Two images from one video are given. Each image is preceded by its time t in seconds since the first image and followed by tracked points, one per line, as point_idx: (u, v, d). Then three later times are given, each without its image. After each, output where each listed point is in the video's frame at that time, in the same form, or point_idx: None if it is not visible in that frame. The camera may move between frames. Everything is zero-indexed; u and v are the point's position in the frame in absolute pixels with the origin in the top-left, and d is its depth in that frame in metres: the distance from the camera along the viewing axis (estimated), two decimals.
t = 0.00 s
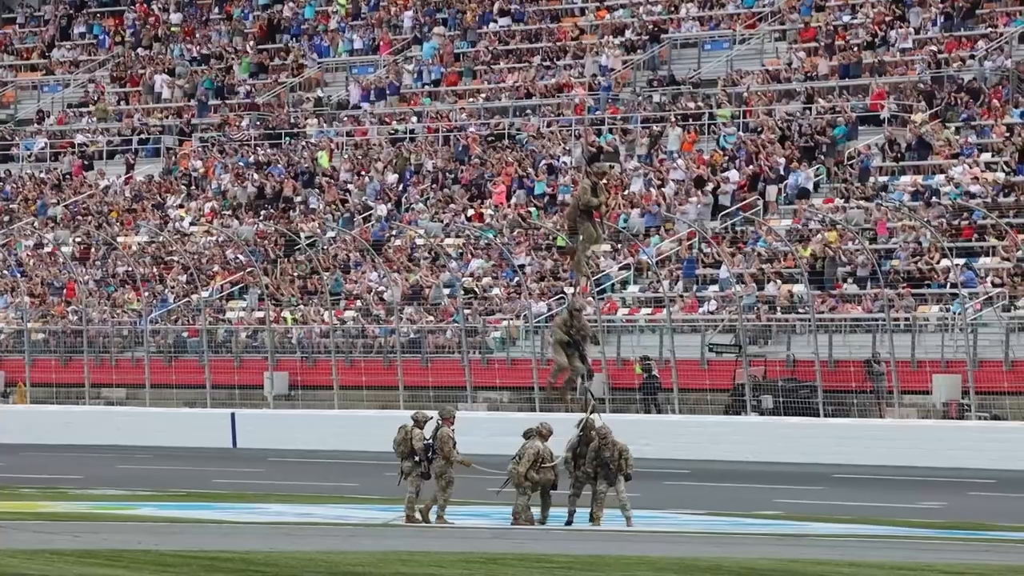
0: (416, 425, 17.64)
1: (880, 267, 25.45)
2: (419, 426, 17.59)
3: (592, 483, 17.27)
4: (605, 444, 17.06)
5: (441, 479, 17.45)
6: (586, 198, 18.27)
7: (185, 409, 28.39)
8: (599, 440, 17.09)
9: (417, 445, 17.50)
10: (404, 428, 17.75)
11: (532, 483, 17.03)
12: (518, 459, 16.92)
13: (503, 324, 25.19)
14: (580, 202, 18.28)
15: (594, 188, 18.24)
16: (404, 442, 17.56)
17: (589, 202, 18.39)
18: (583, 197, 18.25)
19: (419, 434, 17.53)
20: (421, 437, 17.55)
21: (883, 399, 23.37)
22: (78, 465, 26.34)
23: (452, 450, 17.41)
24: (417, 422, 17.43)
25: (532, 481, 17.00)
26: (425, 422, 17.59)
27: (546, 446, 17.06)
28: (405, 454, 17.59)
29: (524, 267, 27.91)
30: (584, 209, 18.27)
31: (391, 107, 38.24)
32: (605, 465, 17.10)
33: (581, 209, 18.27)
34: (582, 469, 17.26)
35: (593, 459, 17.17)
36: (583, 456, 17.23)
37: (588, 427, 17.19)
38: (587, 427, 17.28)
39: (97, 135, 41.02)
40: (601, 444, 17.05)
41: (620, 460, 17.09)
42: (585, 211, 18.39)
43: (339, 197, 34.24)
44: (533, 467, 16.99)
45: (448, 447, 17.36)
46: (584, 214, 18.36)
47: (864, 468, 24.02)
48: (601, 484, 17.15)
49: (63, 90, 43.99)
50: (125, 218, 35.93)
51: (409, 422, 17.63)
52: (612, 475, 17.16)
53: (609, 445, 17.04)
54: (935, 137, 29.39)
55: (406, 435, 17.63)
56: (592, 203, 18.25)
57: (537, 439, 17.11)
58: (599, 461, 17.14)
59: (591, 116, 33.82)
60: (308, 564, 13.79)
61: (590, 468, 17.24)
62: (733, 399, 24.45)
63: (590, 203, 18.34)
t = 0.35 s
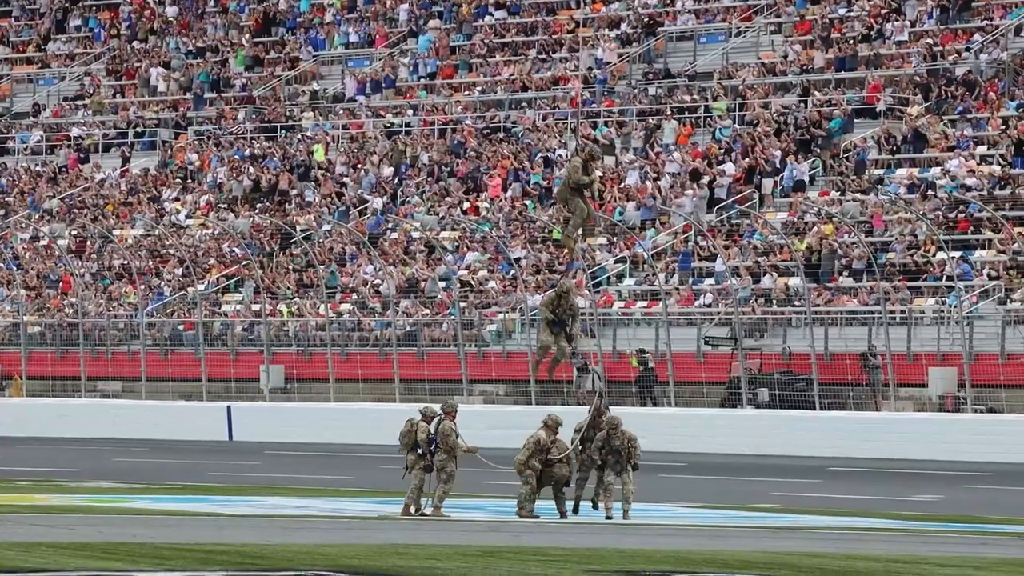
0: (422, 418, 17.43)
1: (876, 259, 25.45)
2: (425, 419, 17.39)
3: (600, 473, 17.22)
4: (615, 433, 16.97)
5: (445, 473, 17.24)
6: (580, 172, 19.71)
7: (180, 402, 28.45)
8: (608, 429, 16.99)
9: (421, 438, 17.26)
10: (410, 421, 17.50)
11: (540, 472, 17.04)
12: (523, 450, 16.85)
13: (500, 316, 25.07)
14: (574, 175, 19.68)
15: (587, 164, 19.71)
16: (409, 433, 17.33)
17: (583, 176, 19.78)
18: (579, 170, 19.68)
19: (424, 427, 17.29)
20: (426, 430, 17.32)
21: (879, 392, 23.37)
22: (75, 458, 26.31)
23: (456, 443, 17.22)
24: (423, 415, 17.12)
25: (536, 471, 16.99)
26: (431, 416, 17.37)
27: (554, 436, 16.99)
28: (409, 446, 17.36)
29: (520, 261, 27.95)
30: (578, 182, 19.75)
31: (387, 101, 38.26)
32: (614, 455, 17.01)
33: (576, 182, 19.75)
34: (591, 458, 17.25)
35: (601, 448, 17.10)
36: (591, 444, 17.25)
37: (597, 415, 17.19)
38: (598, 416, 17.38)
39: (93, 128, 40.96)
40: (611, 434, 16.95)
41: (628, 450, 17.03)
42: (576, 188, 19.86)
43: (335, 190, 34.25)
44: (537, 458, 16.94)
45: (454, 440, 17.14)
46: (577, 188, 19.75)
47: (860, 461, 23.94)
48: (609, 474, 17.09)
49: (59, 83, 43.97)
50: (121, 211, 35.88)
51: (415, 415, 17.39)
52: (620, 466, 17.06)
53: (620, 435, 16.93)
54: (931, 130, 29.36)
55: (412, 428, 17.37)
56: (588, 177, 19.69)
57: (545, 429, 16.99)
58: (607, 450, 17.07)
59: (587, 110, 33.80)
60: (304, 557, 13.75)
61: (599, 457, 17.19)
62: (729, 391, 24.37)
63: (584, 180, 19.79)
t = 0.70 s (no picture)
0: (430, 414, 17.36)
1: (880, 256, 25.45)
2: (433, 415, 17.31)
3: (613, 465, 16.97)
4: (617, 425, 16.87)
5: (455, 468, 17.12)
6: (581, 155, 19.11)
7: (183, 398, 28.47)
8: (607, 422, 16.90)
9: (427, 433, 17.22)
10: (419, 416, 17.46)
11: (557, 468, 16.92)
12: (536, 453, 16.70)
13: (503, 314, 25.18)
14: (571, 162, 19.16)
15: (586, 150, 19.15)
16: (416, 430, 17.35)
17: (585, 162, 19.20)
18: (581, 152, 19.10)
19: (431, 422, 17.19)
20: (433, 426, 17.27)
21: (882, 390, 23.34)
22: (78, 454, 26.30)
23: (463, 440, 17.04)
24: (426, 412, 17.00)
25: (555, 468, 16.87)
26: (438, 412, 17.21)
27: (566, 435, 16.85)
28: (418, 442, 17.36)
29: (523, 257, 27.97)
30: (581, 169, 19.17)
31: (390, 97, 38.27)
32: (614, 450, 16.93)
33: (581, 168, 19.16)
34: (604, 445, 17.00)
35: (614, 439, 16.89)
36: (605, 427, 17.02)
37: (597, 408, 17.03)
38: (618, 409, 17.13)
39: (97, 124, 40.96)
40: (612, 426, 16.86)
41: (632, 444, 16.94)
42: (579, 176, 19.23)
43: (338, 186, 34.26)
44: (551, 457, 16.83)
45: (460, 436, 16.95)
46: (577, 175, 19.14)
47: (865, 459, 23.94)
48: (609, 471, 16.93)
49: (63, 79, 44.00)
50: (124, 207, 35.88)
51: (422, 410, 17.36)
52: (619, 459, 16.96)
53: (620, 427, 16.84)
54: (934, 127, 29.34)
55: (420, 423, 17.34)
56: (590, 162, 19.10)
57: (556, 427, 16.89)
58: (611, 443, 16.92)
59: (590, 107, 33.87)
60: (306, 554, 13.73)
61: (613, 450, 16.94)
62: (732, 390, 24.45)
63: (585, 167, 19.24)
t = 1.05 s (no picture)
0: (442, 421, 17.17)
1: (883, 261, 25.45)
2: (446, 422, 17.14)
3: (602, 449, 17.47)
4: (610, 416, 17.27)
5: (472, 473, 17.01)
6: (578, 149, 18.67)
7: (186, 403, 28.45)
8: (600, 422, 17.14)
9: (441, 441, 17.04)
10: (431, 423, 17.27)
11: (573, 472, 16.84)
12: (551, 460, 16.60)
13: (506, 317, 25.02)
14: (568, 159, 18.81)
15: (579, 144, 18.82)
16: (428, 437, 17.13)
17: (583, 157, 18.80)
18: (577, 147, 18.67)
19: (445, 429, 17.03)
20: (447, 433, 17.10)
21: (885, 394, 23.37)
22: (81, 458, 26.32)
23: (481, 444, 16.96)
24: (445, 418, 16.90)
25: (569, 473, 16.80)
26: (452, 418, 17.11)
27: (578, 439, 16.82)
28: (429, 449, 17.18)
29: (525, 262, 28.01)
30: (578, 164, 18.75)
31: (393, 101, 38.26)
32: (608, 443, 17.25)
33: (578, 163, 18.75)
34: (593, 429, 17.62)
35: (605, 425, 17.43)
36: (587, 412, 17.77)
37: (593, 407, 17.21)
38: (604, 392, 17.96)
39: (99, 129, 40.98)
40: (606, 426, 17.08)
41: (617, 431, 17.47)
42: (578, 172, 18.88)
43: (341, 191, 34.28)
44: (566, 462, 16.74)
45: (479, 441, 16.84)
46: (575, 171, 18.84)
47: (865, 463, 23.89)
48: (602, 468, 17.13)
49: (65, 83, 43.98)
50: (127, 211, 35.91)
51: (434, 418, 17.15)
52: (613, 456, 17.23)
53: (613, 427, 17.09)
54: (936, 132, 29.35)
55: (432, 430, 17.14)
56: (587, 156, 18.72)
57: (566, 432, 16.80)
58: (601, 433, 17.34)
59: (592, 110, 33.87)
60: (309, 558, 13.76)
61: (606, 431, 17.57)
62: (735, 394, 24.42)
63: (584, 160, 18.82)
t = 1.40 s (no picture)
0: (457, 433, 17.12)
1: (886, 275, 25.45)
2: (460, 435, 17.07)
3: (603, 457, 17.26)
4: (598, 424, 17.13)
5: (481, 486, 16.92)
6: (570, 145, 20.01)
7: (190, 416, 28.43)
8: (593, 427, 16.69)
9: (455, 454, 16.99)
10: (446, 436, 17.22)
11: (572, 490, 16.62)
12: (546, 480, 16.50)
13: (509, 331, 25.03)
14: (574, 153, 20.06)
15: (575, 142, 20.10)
16: (443, 449, 17.09)
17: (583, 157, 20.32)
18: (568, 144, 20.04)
19: (459, 442, 16.98)
20: (462, 446, 17.05)
21: (889, 408, 23.35)
22: (84, 472, 26.32)
23: (491, 458, 16.94)
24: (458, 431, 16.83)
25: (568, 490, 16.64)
26: (466, 431, 17.02)
27: (573, 455, 16.51)
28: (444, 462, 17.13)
29: (529, 275, 28.04)
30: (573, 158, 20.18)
31: (397, 115, 38.30)
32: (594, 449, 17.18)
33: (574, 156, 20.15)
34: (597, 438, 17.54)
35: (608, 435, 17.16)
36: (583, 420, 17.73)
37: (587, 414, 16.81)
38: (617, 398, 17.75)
39: (103, 142, 41.01)
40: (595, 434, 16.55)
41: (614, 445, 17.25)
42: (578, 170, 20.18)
43: (345, 205, 34.29)
44: (564, 479, 16.57)
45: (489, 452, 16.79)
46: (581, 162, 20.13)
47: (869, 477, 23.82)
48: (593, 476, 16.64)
49: (70, 96, 43.99)
50: (131, 224, 35.94)
51: (449, 430, 17.11)
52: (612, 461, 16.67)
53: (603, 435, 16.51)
54: (940, 146, 29.33)
55: (447, 443, 17.10)
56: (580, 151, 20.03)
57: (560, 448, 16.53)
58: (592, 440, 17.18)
59: (596, 124, 33.91)
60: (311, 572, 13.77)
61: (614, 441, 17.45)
62: (738, 408, 24.40)
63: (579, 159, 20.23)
